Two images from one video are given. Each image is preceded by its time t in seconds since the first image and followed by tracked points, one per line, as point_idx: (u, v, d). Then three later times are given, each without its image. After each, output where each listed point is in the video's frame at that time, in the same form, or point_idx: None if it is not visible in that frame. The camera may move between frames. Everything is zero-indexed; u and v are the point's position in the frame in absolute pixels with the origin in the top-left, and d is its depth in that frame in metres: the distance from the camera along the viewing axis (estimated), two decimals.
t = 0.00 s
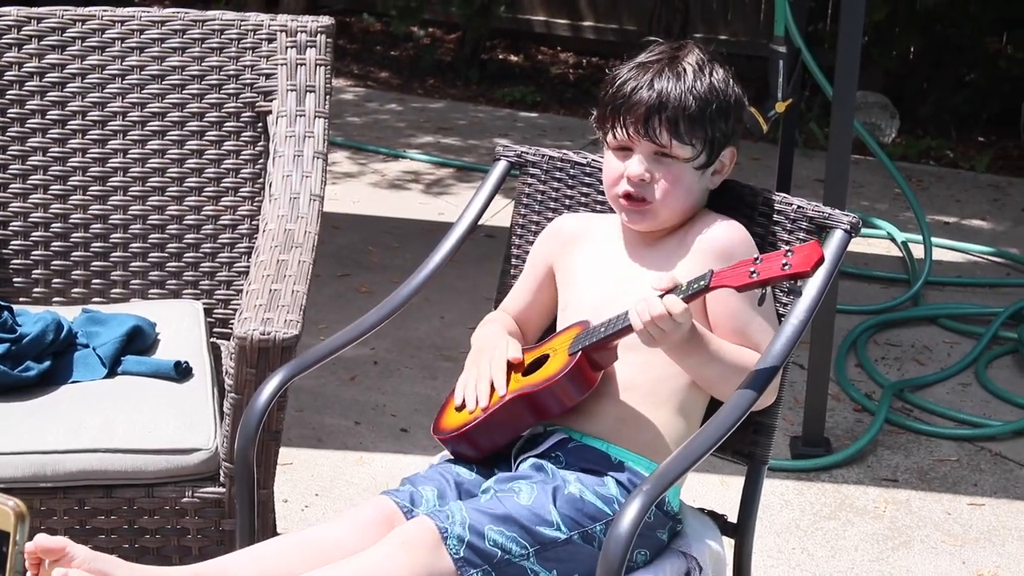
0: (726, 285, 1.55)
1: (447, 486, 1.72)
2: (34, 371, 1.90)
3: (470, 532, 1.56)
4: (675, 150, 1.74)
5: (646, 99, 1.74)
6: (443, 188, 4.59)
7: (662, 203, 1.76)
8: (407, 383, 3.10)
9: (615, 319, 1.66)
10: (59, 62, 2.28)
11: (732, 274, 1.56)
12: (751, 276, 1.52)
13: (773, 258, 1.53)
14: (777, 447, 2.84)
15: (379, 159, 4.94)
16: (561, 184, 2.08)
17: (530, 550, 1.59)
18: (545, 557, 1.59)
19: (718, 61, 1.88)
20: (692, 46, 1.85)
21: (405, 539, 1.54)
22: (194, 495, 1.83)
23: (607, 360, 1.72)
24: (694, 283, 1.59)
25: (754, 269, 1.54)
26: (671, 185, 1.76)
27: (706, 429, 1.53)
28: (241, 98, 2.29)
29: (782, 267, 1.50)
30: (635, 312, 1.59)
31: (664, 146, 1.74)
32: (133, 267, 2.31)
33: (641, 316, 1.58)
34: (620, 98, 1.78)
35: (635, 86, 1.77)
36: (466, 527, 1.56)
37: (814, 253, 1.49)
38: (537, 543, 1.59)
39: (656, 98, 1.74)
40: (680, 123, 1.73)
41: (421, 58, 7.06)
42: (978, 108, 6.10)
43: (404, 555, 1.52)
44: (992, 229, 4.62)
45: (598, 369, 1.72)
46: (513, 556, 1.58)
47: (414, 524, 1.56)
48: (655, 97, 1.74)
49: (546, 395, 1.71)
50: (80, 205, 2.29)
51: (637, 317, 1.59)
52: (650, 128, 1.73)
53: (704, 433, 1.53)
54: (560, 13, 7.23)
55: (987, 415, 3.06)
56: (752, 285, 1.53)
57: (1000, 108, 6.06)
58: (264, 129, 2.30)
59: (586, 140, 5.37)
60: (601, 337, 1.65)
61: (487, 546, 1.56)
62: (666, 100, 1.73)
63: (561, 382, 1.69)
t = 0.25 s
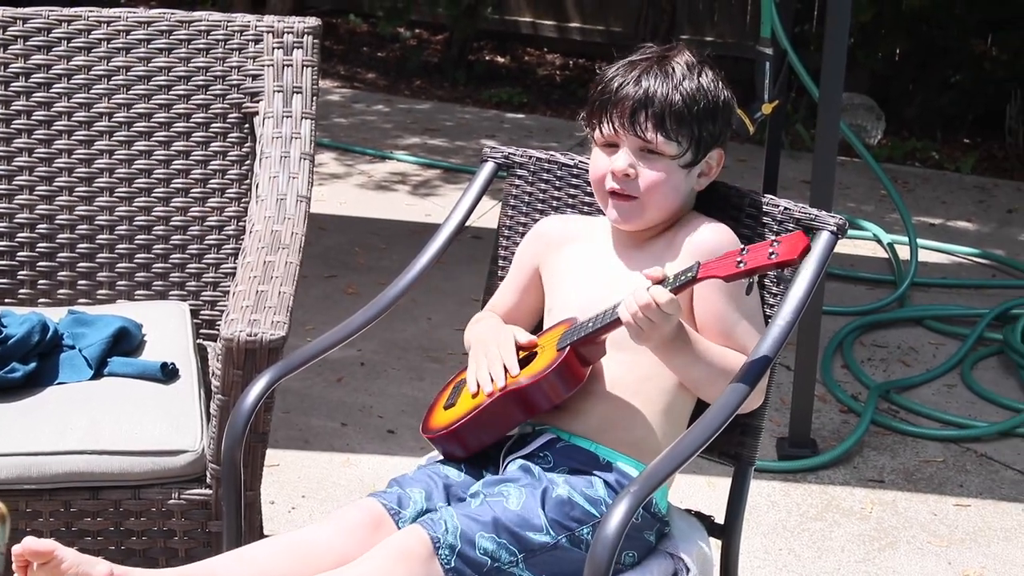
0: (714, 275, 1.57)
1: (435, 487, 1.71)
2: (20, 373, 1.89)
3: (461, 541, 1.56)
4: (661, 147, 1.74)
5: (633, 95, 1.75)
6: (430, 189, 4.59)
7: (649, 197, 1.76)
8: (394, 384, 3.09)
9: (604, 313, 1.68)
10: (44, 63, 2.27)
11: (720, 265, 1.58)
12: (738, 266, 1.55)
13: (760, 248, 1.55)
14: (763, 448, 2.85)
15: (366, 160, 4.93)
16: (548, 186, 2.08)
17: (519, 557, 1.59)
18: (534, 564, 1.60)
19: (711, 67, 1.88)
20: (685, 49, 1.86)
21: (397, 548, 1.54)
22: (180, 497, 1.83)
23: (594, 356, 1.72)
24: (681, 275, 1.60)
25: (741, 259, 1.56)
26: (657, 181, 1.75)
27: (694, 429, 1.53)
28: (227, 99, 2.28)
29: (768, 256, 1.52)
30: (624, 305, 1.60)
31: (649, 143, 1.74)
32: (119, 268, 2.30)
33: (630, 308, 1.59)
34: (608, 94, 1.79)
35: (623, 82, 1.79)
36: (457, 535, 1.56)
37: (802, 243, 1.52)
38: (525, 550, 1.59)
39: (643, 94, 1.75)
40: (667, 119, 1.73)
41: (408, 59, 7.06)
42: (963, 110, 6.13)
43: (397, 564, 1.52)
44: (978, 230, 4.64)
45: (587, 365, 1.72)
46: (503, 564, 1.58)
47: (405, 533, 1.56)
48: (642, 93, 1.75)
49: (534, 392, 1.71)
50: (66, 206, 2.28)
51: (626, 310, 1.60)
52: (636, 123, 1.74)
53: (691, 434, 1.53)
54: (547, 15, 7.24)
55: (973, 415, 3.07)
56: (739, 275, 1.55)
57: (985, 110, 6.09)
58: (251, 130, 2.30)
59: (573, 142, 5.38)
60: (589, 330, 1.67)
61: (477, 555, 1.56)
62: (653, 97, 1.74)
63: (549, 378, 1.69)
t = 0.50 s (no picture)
0: (705, 275, 1.57)
1: (428, 487, 1.70)
2: (11, 375, 1.88)
3: (455, 538, 1.56)
4: (655, 150, 1.74)
5: (628, 96, 1.75)
6: (421, 190, 4.59)
7: (641, 201, 1.76)
8: (386, 385, 3.09)
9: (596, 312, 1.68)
10: (33, 65, 2.26)
11: (711, 265, 1.58)
12: (730, 265, 1.55)
13: (752, 249, 1.55)
14: (756, 447, 2.85)
15: (357, 161, 4.93)
16: (540, 186, 2.08)
17: (513, 554, 1.58)
18: (528, 563, 1.59)
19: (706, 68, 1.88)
20: (680, 50, 1.85)
21: (391, 545, 1.54)
22: (173, 499, 1.82)
23: (586, 352, 1.71)
24: (674, 273, 1.61)
25: (733, 259, 1.56)
26: (650, 184, 1.75)
27: (687, 429, 1.53)
28: (217, 101, 2.28)
29: (761, 257, 1.52)
30: (616, 304, 1.60)
31: (644, 144, 1.74)
32: (110, 270, 2.29)
33: (621, 307, 1.59)
34: (603, 95, 1.79)
35: (618, 83, 1.78)
36: (451, 532, 1.56)
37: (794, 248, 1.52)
38: (520, 547, 1.59)
39: (638, 95, 1.75)
40: (662, 122, 1.73)
41: (399, 60, 7.05)
42: (953, 109, 6.15)
43: (390, 561, 1.52)
44: (968, 229, 4.65)
45: (576, 363, 1.70)
46: (496, 561, 1.58)
47: (398, 530, 1.56)
48: (636, 94, 1.75)
49: (523, 386, 1.70)
50: (56, 209, 2.27)
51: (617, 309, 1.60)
52: (631, 125, 1.74)
53: (684, 433, 1.53)
54: (537, 15, 7.24)
55: (965, 414, 3.08)
56: (730, 275, 1.55)
57: (974, 109, 6.11)
58: (241, 132, 2.29)
59: (564, 142, 5.38)
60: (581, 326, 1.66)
61: (471, 552, 1.56)
62: (648, 98, 1.74)
63: (538, 372, 1.68)
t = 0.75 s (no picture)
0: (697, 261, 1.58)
1: (423, 482, 1.69)
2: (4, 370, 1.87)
3: (445, 526, 1.54)
4: (653, 147, 1.73)
5: (625, 93, 1.74)
6: (415, 184, 4.58)
7: (637, 198, 1.76)
8: (381, 379, 3.09)
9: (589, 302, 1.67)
10: (25, 59, 2.25)
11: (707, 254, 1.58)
12: (725, 251, 1.56)
13: (747, 242, 1.57)
14: (750, 441, 2.85)
15: (351, 155, 4.92)
16: (534, 179, 2.07)
17: (506, 542, 1.57)
18: (521, 549, 1.58)
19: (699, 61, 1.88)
20: (674, 43, 1.85)
21: (381, 532, 1.52)
22: (166, 493, 1.82)
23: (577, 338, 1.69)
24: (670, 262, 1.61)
25: (727, 248, 1.57)
26: (647, 181, 1.75)
27: (683, 421, 1.53)
28: (210, 95, 2.27)
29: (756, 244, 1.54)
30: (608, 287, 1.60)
31: (642, 142, 1.74)
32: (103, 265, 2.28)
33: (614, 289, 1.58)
34: (600, 92, 1.77)
35: (615, 79, 1.77)
36: (441, 521, 1.54)
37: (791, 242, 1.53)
38: (513, 535, 1.58)
39: (636, 93, 1.73)
40: (659, 119, 1.73)
41: (392, 54, 7.04)
42: (947, 103, 6.15)
43: (380, 548, 1.50)
44: (962, 222, 4.66)
45: (566, 348, 1.70)
46: (488, 548, 1.56)
47: (389, 518, 1.55)
48: (634, 91, 1.74)
49: (508, 361, 1.70)
50: (49, 203, 2.26)
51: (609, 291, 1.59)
52: (628, 123, 1.73)
53: (680, 425, 1.52)
54: (531, 10, 7.23)
55: (959, 407, 3.08)
56: (723, 262, 1.56)
57: (968, 103, 6.11)
58: (234, 126, 2.28)
59: (558, 136, 5.37)
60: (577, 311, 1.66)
61: (463, 538, 1.54)
62: (645, 95, 1.73)
63: (525, 345, 1.69)
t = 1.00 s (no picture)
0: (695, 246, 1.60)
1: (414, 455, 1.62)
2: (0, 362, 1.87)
3: (449, 480, 1.56)
4: (652, 139, 1.73)
5: (625, 85, 1.73)
6: (413, 177, 4.57)
7: (637, 190, 1.76)
8: (377, 373, 3.08)
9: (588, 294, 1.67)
10: (23, 50, 2.25)
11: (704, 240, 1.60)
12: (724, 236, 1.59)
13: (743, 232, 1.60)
14: (747, 436, 2.85)
15: (348, 149, 4.91)
16: (532, 173, 2.07)
17: (507, 507, 1.59)
18: (520, 518, 1.59)
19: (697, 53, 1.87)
20: (672, 35, 1.84)
21: (381, 481, 1.54)
22: (162, 486, 1.81)
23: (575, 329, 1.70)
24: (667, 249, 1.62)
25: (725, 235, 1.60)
26: (646, 174, 1.75)
27: (681, 415, 1.53)
28: (208, 87, 2.26)
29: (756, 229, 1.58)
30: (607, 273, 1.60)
31: (641, 134, 1.73)
32: (100, 257, 2.27)
33: (612, 275, 1.58)
34: (599, 83, 1.77)
35: (614, 71, 1.77)
36: (445, 474, 1.56)
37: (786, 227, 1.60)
38: (515, 501, 1.59)
39: (635, 85, 1.73)
40: (659, 111, 1.72)
41: (390, 47, 7.03)
42: (945, 98, 6.15)
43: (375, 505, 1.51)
44: (960, 218, 4.66)
45: (563, 335, 1.70)
46: (489, 510, 1.58)
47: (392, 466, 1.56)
48: (634, 83, 1.73)
49: (506, 342, 1.69)
50: (46, 195, 2.25)
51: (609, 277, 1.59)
52: (628, 115, 1.72)
53: (678, 419, 1.52)
54: (529, 3, 7.22)
55: (955, 403, 3.08)
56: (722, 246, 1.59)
57: (967, 99, 6.11)
58: (232, 118, 2.27)
59: (557, 130, 5.36)
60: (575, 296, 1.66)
61: (465, 495, 1.56)
62: (645, 87, 1.73)
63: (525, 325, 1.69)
